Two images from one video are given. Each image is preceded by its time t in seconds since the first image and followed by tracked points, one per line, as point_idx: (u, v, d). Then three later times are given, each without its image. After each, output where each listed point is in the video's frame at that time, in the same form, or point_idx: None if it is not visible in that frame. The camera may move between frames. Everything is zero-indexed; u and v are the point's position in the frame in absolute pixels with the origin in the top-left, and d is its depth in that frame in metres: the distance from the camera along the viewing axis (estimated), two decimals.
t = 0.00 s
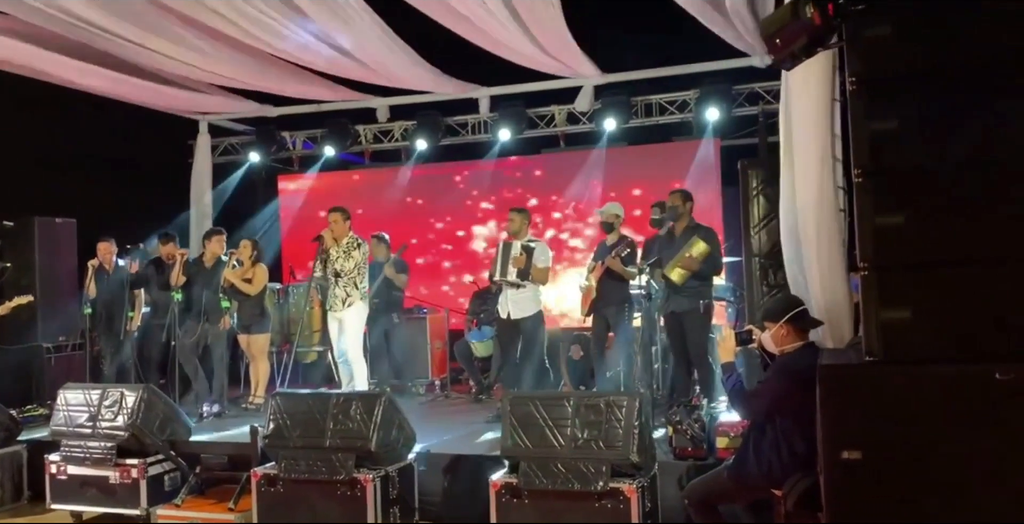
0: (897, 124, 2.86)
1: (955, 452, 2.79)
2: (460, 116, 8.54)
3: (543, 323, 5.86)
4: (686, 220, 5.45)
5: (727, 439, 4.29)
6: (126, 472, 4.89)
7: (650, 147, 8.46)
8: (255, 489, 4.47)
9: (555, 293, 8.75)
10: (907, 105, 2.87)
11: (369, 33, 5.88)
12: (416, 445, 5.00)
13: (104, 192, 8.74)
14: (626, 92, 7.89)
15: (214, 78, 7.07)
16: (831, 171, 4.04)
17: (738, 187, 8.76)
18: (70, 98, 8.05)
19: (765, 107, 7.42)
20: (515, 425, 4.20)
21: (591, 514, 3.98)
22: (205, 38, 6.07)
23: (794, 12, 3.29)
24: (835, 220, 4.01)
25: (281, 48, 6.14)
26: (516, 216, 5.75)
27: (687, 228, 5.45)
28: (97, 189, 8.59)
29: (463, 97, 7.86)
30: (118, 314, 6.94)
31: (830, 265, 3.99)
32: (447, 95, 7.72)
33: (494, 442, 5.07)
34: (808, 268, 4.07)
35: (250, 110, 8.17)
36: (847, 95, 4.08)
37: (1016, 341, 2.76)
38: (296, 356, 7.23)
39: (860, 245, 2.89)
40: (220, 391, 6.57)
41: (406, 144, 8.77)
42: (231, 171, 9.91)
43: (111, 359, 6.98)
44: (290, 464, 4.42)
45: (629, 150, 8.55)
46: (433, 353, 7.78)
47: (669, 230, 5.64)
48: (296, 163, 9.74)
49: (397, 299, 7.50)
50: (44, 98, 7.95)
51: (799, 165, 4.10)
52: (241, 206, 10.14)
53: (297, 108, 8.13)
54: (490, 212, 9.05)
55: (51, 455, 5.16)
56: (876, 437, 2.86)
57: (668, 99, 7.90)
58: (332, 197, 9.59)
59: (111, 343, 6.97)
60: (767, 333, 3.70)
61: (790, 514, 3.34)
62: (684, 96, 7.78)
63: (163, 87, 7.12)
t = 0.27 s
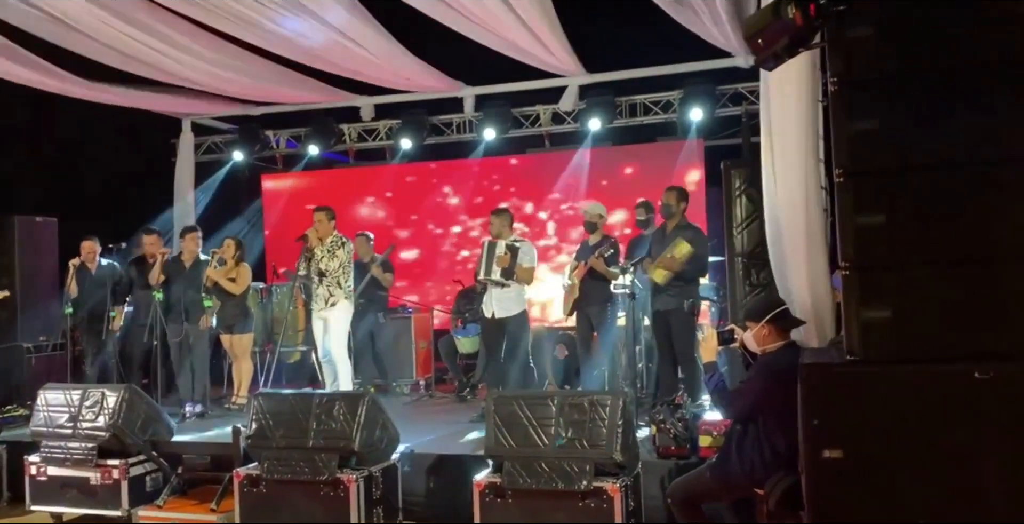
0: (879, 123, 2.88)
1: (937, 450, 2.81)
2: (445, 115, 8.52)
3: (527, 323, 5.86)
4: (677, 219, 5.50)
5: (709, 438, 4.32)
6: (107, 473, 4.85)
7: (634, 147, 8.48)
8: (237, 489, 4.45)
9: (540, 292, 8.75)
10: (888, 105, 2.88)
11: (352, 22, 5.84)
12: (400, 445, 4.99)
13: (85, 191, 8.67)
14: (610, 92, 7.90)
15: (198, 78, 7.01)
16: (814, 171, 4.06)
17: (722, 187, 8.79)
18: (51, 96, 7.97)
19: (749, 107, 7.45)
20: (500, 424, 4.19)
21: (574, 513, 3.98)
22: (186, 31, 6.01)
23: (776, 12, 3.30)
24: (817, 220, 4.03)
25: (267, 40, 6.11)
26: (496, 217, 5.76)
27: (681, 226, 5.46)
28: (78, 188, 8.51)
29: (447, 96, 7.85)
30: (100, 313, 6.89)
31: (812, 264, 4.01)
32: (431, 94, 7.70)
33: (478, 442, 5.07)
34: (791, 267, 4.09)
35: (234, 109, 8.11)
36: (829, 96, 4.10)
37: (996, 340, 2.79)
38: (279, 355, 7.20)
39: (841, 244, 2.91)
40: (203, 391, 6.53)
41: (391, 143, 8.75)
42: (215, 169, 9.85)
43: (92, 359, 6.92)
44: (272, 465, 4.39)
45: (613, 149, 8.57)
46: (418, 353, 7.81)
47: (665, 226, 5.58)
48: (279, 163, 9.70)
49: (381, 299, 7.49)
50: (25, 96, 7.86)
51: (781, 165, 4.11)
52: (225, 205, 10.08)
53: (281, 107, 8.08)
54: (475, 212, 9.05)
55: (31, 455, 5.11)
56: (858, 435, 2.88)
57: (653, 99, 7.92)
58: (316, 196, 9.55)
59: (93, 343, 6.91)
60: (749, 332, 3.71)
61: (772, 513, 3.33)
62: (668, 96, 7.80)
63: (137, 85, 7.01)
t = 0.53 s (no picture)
0: (862, 126, 2.90)
1: (918, 450, 2.83)
2: (431, 116, 8.52)
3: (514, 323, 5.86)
4: (667, 222, 5.52)
5: (695, 438, 4.34)
6: (90, 475, 4.81)
7: (619, 148, 8.50)
8: (222, 491, 4.42)
9: (526, 293, 8.76)
10: (871, 108, 2.90)
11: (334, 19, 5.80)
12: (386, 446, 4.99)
13: (68, 191, 8.60)
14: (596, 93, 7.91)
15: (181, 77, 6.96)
16: (797, 173, 4.07)
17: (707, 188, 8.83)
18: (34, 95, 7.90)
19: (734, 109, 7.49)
20: (485, 425, 4.19)
21: (560, 515, 3.98)
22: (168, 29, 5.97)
23: (760, 14, 3.32)
24: (801, 221, 4.04)
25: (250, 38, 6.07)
26: (483, 219, 5.74)
27: (671, 228, 5.48)
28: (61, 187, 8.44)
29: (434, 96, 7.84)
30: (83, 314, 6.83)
31: (796, 265, 4.01)
32: (417, 94, 7.69)
33: (463, 443, 5.07)
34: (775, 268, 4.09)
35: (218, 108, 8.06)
36: (813, 98, 4.12)
37: (976, 340, 2.81)
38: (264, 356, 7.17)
39: (825, 246, 2.93)
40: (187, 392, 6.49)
41: (377, 143, 8.73)
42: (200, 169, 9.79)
43: (75, 360, 6.86)
44: (258, 467, 4.39)
45: (599, 150, 8.58)
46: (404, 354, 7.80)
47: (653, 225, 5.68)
48: (264, 163, 9.66)
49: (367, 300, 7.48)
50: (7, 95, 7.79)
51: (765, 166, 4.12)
52: (209, 205, 10.03)
53: (266, 107, 8.04)
54: (461, 212, 9.05)
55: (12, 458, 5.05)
56: (840, 436, 2.89)
57: (638, 100, 7.94)
58: (301, 196, 9.51)
59: (76, 344, 6.86)
60: (733, 334, 3.72)
61: (757, 513, 3.39)
62: (654, 98, 7.83)
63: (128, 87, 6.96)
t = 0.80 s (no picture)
0: (849, 128, 2.91)
1: (903, 451, 2.85)
2: (420, 115, 8.51)
3: (502, 324, 5.86)
4: (655, 223, 5.54)
5: (682, 439, 4.35)
6: (74, 474, 4.77)
7: (608, 148, 8.51)
8: (207, 491, 4.40)
9: (515, 293, 8.76)
10: (858, 110, 2.92)
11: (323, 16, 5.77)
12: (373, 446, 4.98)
13: (53, 188, 8.54)
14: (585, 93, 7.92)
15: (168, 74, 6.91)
16: (785, 174, 4.09)
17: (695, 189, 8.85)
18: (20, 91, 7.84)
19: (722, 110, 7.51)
20: (472, 425, 4.19)
21: (547, 515, 3.98)
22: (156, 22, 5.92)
23: (748, 17, 3.33)
24: (788, 223, 4.06)
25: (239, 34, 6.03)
26: (471, 219, 5.74)
27: (659, 231, 5.49)
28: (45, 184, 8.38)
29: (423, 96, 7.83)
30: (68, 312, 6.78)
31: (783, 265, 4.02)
32: (406, 93, 7.67)
33: (451, 443, 5.06)
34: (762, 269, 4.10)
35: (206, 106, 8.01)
36: (800, 100, 4.14)
37: (961, 343, 2.83)
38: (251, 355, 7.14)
39: (811, 247, 2.94)
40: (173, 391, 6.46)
41: (365, 142, 8.71)
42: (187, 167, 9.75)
43: (60, 358, 6.81)
44: (244, 466, 4.37)
45: (587, 151, 8.59)
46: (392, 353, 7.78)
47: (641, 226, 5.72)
48: (252, 161, 9.62)
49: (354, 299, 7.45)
50: None
51: (753, 167, 4.14)
52: (196, 203, 9.99)
53: (254, 105, 8.01)
54: (449, 212, 9.04)
55: None
56: (826, 436, 2.91)
57: (627, 101, 7.95)
58: (289, 194, 9.48)
59: (61, 342, 6.81)
60: (719, 335, 3.73)
61: (743, 513, 3.40)
62: (643, 99, 7.85)
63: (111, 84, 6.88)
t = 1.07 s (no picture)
0: (840, 129, 2.92)
1: (891, 451, 2.87)
2: (413, 112, 8.49)
3: (492, 322, 5.85)
4: (641, 224, 5.54)
5: (670, 438, 4.33)
6: (61, 468, 4.74)
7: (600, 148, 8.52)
8: (195, 486, 4.39)
9: (506, 291, 8.77)
10: (850, 112, 2.93)
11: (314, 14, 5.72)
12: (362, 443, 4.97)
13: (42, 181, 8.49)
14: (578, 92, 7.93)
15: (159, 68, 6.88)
16: (776, 174, 4.10)
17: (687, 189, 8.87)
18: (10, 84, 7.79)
19: (714, 110, 7.53)
20: (461, 422, 4.20)
21: (535, 513, 3.98)
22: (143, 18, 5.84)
23: (742, 17, 3.34)
24: (779, 223, 4.06)
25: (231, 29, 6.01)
26: (462, 216, 5.75)
27: (644, 231, 5.50)
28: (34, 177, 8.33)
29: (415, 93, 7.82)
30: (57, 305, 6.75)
31: (771, 266, 4.03)
32: (399, 90, 7.65)
33: (440, 440, 5.06)
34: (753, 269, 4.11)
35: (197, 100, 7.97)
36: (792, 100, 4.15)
37: (950, 344, 2.85)
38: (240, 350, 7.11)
39: (802, 248, 2.95)
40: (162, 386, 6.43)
41: (357, 139, 8.70)
42: (178, 161, 9.70)
43: (48, 352, 6.77)
44: (232, 462, 4.35)
45: (580, 150, 8.60)
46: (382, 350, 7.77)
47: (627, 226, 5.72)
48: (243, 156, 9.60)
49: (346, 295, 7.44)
50: None
51: (744, 167, 4.15)
52: (187, 198, 9.94)
53: (245, 100, 7.98)
54: (440, 210, 9.03)
55: None
56: (814, 437, 2.92)
57: (620, 100, 7.96)
58: (280, 190, 9.46)
59: (50, 335, 6.77)
60: (709, 335, 3.74)
61: (731, 513, 3.42)
62: (635, 98, 7.86)
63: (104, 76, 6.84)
